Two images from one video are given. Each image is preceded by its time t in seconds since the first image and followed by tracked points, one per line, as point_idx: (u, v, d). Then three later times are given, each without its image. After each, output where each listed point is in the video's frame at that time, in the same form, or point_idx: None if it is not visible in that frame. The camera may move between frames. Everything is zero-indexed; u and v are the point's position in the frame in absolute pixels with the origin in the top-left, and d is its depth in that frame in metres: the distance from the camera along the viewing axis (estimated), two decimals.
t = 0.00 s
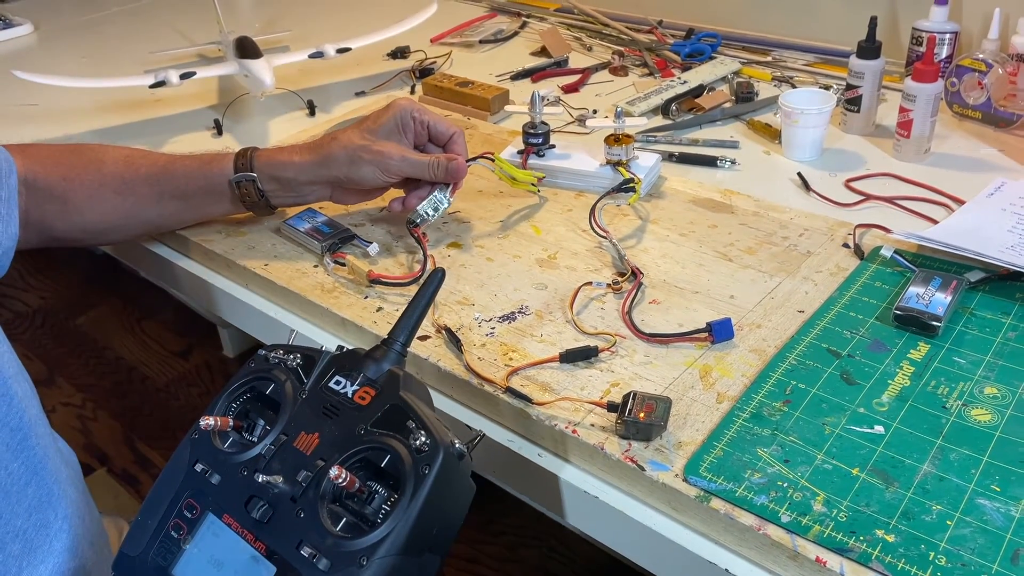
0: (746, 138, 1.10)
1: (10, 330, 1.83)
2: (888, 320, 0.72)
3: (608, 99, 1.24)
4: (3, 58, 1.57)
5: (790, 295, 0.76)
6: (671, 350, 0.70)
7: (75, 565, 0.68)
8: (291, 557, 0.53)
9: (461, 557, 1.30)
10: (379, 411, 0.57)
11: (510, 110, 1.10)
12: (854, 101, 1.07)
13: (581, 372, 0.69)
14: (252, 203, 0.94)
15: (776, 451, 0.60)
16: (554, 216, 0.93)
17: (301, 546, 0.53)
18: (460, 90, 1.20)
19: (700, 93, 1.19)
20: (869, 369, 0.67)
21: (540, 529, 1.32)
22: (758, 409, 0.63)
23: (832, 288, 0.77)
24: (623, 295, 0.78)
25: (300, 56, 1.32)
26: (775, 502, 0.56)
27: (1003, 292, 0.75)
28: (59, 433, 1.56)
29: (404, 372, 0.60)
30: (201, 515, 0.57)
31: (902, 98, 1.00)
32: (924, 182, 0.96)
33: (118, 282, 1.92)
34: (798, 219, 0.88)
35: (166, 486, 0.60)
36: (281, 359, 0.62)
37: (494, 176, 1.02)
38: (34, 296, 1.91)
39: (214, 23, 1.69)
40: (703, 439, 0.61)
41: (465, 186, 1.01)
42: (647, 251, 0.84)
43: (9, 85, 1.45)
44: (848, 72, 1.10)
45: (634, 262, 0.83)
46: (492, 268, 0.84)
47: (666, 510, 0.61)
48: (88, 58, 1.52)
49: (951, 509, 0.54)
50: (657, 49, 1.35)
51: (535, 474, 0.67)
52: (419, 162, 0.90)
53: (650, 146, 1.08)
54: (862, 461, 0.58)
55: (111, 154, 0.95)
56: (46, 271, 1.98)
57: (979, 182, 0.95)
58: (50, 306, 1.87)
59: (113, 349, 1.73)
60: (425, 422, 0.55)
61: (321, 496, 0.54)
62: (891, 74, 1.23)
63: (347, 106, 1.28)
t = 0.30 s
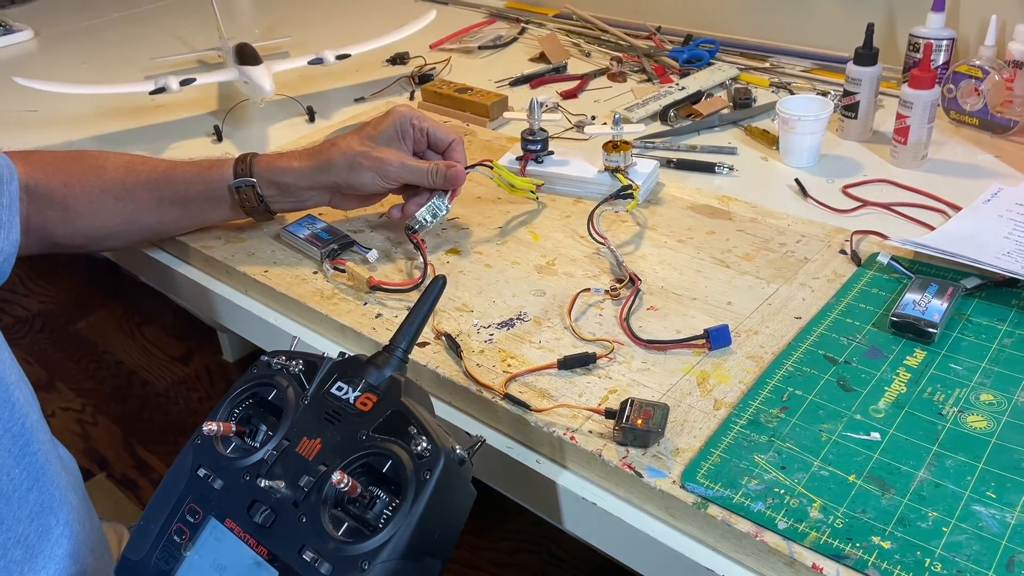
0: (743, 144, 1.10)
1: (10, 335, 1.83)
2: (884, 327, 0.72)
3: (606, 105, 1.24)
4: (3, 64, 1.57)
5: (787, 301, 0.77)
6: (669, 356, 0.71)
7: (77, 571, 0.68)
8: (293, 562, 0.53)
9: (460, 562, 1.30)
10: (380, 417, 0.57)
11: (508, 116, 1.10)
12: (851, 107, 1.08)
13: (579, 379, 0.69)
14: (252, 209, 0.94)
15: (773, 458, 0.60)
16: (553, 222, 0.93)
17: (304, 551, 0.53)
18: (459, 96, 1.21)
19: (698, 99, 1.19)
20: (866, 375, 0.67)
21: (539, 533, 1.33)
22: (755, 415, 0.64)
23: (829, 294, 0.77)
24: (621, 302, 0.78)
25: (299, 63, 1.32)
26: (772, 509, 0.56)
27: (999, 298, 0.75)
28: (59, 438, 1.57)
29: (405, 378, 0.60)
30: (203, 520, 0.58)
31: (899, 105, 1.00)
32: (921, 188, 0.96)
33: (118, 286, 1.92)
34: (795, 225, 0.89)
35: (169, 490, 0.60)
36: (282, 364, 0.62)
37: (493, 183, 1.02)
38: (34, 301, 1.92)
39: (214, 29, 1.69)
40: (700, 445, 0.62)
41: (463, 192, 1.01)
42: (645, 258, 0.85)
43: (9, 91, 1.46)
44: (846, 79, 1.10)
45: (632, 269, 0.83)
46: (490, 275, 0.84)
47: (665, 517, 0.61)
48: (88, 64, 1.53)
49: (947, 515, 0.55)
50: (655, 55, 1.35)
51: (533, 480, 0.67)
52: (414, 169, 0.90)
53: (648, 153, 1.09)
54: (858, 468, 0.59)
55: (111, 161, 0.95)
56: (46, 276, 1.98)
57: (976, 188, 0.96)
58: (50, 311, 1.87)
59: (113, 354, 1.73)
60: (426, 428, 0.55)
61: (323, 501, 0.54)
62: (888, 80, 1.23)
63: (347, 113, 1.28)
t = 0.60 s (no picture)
0: (740, 151, 1.11)
1: (9, 341, 1.83)
2: (879, 334, 0.73)
3: (603, 112, 1.24)
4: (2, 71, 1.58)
5: (783, 309, 0.77)
6: (665, 364, 0.71)
7: None
8: (290, 564, 0.53)
9: (458, 568, 1.30)
10: (378, 421, 0.57)
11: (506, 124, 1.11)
12: (847, 115, 1.08)
13: (576, 386, 0.69)
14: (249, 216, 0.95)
15: (768, 465, 0.60)
16: (550, 229, 0.94)
17: (301, 553, 0.53)
18: (457, 103, 1.21)
19: (695, 106, 1.20)
20: (861, 383, 0.67)
21: (538, 539, 1.33)
22: (750, 423, 0.64)
23: (825, 302, 0.78)
24: (618, 309, 0.79)
25: (298, 70, 1.33)
26: (768, 516, 0.56)
27: (994, 305, 0.76)
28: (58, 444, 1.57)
29: (402, 383, 0.60)
30: (201, 523, 0.58)
31: (894, 113, 1.01)
32: (916, 196, 0.96)
33: (117, 292, 1.92)
34: (791, 232, 0.89)
35: (167, 494, 0.60)
36: (281, 369, 0.63)
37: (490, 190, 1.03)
38: (34, 307, 1.92)
39: (212, 36, 1.70)
40: (696, 453, 0.62)
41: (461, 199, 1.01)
42: (641, 265, 0.85)
43: (8, 98, 1.46)
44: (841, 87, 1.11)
45: (628, 276, 0.83)
46: (488, 282, 0.84)
47: (662, 526, 0.61)
48: (87, 71, 1.53)
49: (941, 523, 0.55)
50: (652, 62, 1.36)
51: (528, 486, 0.68)
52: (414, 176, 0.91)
53: (645, 160, 1.09)
54: (853, 475, 0.59)
55: (110, 169, 0.96)
56: (45, 282, 1.98)
57: (971, 195, 0.96)
58: (49, 317, 1.88)
59: (112, 360, 1.74)
60: (423, 432, 0.55)
61: (320, 504, 0.55)
62: (884, 87, 1.24)
63: (345, 120, 1.29)
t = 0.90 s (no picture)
0: (739, 157, 1.11)
1: (8, 348, 1.83)
2: (878, 340, 0.73)
3: (602, 118, 1.25)
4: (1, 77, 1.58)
5: (781, 315, 0.77)
6: (663, 370, 0.71)
7: None
8: (286, 521, 0.55)
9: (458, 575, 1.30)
10: (373, 386, 0.60)
11: (504, 130, 1.11)
12: (845, 120, 1.09)
13: (575, 392, 0.69)
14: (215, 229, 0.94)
15: (767, 472, 0.60)
16: (549, 235, 0.94)
17: (297, 510, 0.55)
18: (456, 109, 1.21)
19: (694, 112, 1.20)
20: (860, 389, 0.67)
21: (537, 545, 1.32)
22: (749, 429, 0.64)
23: (823, 308, 0.78)
24: (617, 315, 0.79)
25: (297, 76, 1.33)
26: (767, 523, 0.56)
27: (992, 311, 0.76)
28: (56, 449, 1.57)
29: (395, 351, 0.63)
30: (198, 488, 0.60)
31: (893, 118, 1.01)
32: (914, 201, 0.97)
33: (115, 298, 1.92)
34: (790, 238, 0.89)
35: (164, 461, 0.62)
36: (277, 342, 0.65)
37: (489, 196, 1.03)
38: (32, 313, 1.92)
39: (211, 43, 1.70)
40: (696, 459, 0.62)
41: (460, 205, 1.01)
42: (640, 271, 0.85)
43: (7, 105, 1.46)
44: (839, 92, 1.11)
45: (627, 282, 0.83)
46: (487, 288, 0.84)
47: (661, 533, 0.61)
48: (86, 78, 1.53)
49: (940, 529, 0.55)
50: (651, 68, 1.36)
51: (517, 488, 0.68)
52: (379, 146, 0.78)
53: (644, 165, 1.09)
54: (852, 481, 0.59)
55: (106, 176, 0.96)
56: (43, 287, 1.98)
57: (970, 200, 0.96)
58: (48, 323, 1.88)
59: (111, 366, 1.74)
60: (417, 395, 0.58)
61: (316, 464, 0.57)
62: (882, 93, 1.24)
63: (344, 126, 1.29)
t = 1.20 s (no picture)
0: (734, 166, 1.12)
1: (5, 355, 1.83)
2: (871, 349, 0.73)
3: (598, 127, 1.25)
4: None
5: (775, 324, 0.78)
6: (658, 379, 0.71)
7: None
8: (288, 468, 0.58)
9: None
10: (368, 345, 0.64)
11: (501, 139, 1.12)
12: (839, 129, 1.09)
13: (569, 402, 0.70)
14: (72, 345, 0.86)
15: (760, 481, 0.61)
16: (544, 244, 0.94)
17: (299, 456, 0.58)
18: (453, 118, 1.22)
19: (689, 121, 1.21)
20: (852, 398, 0.68)
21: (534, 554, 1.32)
22: (742, 438, 0.64)
23: (817, 317, 0.78)
24: (612, 324, 0.79)
25: (294, 86, 1.34)
26: (759, 532, 0.57)
27: (984, 320, 0.76)
28: (53, 456, 1.57)
29: (388, 317, 0.68)
30: (198, 445, 0.62)
31: (886, 128, 1.01)
32: (907, 210, 0.97)
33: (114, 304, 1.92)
34: (784, 247, 0.90)
35: (163, 423, 0.64)
36: (273, 311, 0.69)
37: (485, 205, 1.03)
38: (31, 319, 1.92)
39: (210, 52, 1.71)
40: (689, 468, 0.62)
41: (456, 214, 1.02)
42: (635, 280, 0.86)
43: (6, 114, 1.47)
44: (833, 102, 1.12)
45: (622, 291, 0.84)
46: (483, 297, 0.85)
47: (656, 542, 0.61)
48: (85, 86, 1.54)
49: (931, 538, 0.55)
50: (646, 77, 1.37)
51: (479, 477, 0.71)
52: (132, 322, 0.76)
53: (639, 174, 1.10)
54: (844, 490, 0.59)
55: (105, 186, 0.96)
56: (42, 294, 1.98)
57: (963, 209, 0.97)
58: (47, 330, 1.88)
59: (109, 373, 1.74)
60: (411, 352, 0.63)
61: (317, 415, 0.60)
62: (876, 102, 1.25)
63: (341, 135, 1.29)
